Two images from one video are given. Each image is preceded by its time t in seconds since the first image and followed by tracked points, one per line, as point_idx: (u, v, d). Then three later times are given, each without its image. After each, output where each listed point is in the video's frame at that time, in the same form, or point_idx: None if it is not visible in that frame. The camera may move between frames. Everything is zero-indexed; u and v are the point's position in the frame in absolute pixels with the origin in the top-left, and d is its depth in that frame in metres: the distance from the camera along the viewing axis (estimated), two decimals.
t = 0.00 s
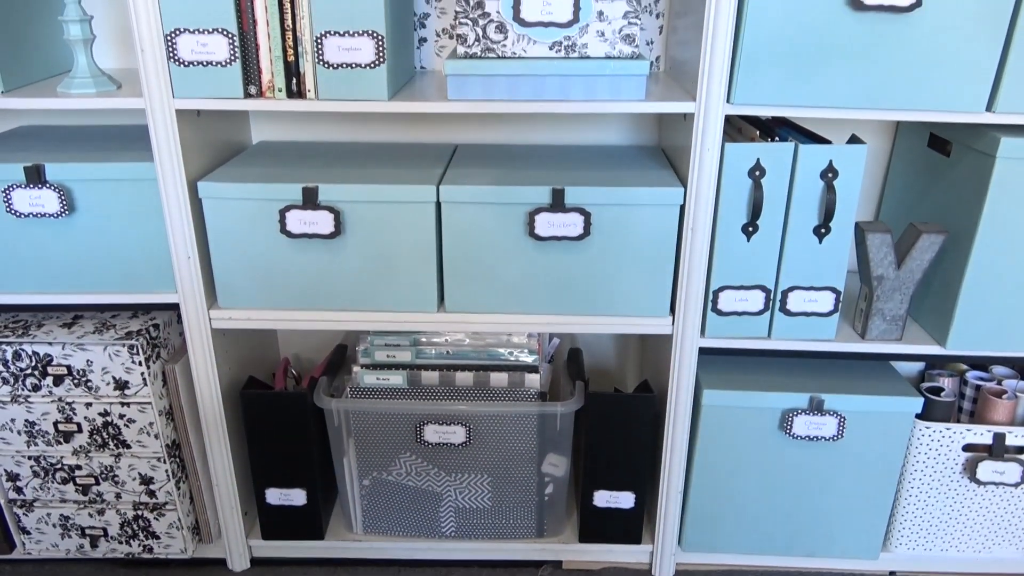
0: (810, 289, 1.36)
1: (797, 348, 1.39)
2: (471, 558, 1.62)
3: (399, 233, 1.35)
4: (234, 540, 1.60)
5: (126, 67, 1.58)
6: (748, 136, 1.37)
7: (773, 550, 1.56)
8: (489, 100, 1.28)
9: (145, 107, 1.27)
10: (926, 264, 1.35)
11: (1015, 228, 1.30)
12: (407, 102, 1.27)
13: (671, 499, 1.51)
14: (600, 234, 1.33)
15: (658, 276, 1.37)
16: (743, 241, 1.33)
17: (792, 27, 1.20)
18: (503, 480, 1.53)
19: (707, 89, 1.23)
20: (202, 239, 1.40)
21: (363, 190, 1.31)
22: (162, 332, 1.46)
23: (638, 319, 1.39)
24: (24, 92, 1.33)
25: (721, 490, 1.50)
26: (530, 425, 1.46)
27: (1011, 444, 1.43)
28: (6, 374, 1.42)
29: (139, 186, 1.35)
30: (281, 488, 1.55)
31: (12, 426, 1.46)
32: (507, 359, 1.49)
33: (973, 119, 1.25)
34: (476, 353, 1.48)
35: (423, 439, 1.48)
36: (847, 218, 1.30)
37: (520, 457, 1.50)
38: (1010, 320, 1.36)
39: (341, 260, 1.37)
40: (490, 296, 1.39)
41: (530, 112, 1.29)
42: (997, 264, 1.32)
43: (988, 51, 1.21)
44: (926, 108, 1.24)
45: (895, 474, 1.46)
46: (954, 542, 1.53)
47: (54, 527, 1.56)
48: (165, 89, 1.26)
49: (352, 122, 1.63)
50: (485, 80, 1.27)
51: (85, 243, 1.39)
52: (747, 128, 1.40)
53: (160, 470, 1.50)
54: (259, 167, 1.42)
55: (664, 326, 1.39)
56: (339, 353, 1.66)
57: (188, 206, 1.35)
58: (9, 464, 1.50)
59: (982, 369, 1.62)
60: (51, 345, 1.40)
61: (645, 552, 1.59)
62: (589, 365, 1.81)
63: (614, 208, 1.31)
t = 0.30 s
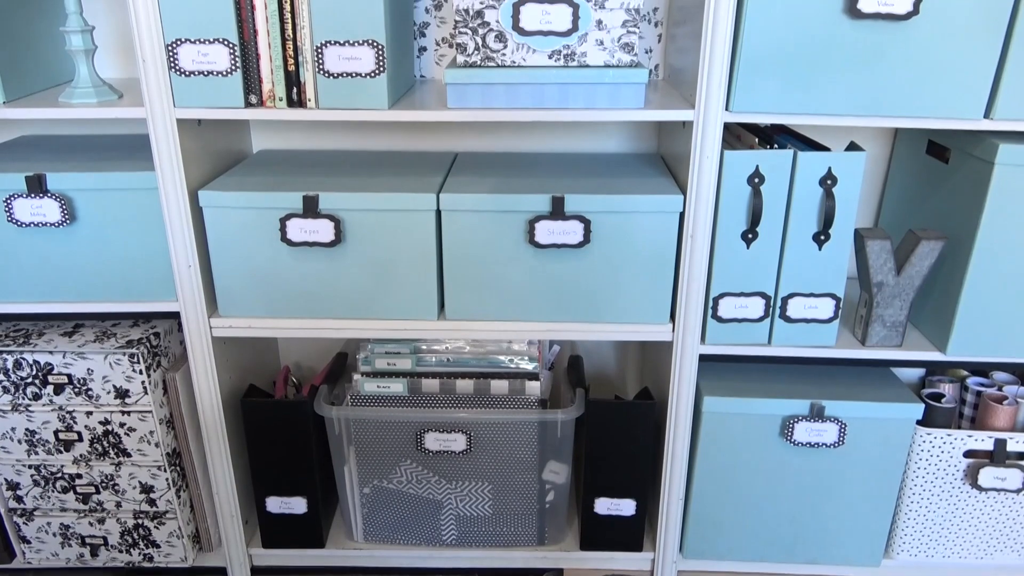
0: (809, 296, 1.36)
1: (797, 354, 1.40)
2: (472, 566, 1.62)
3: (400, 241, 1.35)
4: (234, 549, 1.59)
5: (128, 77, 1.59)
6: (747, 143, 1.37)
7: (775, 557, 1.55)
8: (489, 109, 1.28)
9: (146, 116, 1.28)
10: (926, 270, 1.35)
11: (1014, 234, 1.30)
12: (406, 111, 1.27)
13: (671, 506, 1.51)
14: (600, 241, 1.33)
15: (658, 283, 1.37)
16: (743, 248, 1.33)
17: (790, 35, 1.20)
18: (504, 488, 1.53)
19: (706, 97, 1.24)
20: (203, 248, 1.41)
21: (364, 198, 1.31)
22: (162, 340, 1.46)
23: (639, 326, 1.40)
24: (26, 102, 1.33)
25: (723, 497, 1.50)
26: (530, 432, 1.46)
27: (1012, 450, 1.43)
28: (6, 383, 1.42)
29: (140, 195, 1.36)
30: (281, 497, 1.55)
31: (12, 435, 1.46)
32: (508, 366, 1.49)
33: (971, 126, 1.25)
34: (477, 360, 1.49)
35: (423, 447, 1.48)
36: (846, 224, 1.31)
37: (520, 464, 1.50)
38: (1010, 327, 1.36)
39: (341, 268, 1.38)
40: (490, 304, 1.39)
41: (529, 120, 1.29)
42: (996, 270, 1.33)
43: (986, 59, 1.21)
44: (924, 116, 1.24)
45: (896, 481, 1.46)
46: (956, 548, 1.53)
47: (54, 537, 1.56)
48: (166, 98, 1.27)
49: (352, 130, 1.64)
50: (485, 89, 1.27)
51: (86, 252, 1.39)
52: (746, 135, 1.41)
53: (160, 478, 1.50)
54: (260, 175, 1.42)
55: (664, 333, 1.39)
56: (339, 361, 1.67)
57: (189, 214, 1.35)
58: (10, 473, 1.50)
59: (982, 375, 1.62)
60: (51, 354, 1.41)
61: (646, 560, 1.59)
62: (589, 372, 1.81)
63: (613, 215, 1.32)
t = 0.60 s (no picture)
0: (809, 303, 1.36)
1: (797, 361, 1.40)
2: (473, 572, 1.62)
3: (400, 249, 1.35)
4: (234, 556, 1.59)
5: (128, 85, 1.59)
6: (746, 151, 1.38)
7: (776, 564, 1.55)
8: (489, 116, 1.29)
9: (146, 124, 1.28)
10: (925, 277, 1.35)
11: (1013, 241, 1.31)
12: (407, 118, 1.27)
13: (672, 513, 1.51)
14: (600, 248, 1.34)
15: (658, 290, 1.37)
16: (743, 255, 1.33)
17: (790, 42, 1.21)
18: (504, 495, 1.52)
19: (705, 105, 1.24)
20: (203, 255, 1.41)
21: (364, 206, 1.32)
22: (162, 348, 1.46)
23: (639, 332, 1.40)
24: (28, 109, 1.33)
25: (723, 504, 1.50)
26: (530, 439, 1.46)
27: (1012, 457, 1.43)
28: (6, 391, 1.42)
29: (141, 203, 1.36)
30: (281, 504, 1.55)
31: (12, 443, 1.46)
32: (508, 373, 1.49)
33: (970, 133, 1.26)
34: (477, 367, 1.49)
35: (424, 454, 1.48)
36: (846, 231, 1.31)
37: (520, 471, 1.50)
38: (1009, 333, 1.36)
39: (341, 275, 1.38)
40: (490, 311, 1.40)
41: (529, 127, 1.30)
42: (995, 277, 1.33)
43: (984, 66, 1.22)
44: (923, 123, 1.25)
45: (896, 487, 1.46)
46: (957, 555, 1.53)
47: (54, 544, 1.55)
48: (167, 105, 1.27)
49: (352, 137, 1.64)
50: (485, 96, 1.28)
51: (87, 259, 1.39)
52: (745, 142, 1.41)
53: (160, 486, 1.50)
54: (260, 183, 1.42)
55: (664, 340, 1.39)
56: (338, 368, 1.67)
57: (190, 221, 1.35)
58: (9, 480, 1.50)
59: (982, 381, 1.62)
60: (51, 362, 1.40)
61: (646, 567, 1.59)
62: (589, 379, 1.81)
63: (613, 222, 1.32)
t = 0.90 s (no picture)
0: (808, 310, 1.36)
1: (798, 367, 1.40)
2: None
3: (400, 256, 1.35)
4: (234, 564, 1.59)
5: (129, 93, 1.60)
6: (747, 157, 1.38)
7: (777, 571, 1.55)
8: (489, 124, 1.29)
9: (147, 132, 1.29)
10: (924, 285, 1.35)
11: (1013, 247, 1.31)
12: (407, 126, 1.28)
13: (673, 520, 1.51)
14: (600, 255, 1.34)
15: (658, 297, 1.37)
16: (742, 262, 1.33)
17: (788, 50, 1.21)
18: (504, 502, 1.52)
19: (705, 113, 1.24)
20: (204, 262, 1.41)
21: (364, 214, 1.32)
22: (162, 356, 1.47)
23: (639, 339, 1.40)
24: (28, 118, 1.34)
25: (724, 511, 1.50)
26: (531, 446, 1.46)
27: (1013, 463, 1.43)
28: (6, 399, 1.42)
29: (142, 210, 1.36)
30: (282, 512, 1.55)
31: (12, 451, 1.46)
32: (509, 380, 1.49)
33: (968, 140, 1.26)
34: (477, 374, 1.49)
35: (424, 461, 1.48)
36: (846, 237, 1.31)
37: (521, 478, 1.50)
38: (1010, 339, 1.36)
39: (341, 282, 1.38)
40: (490, 318, 1.40)
41: (529, 135, 1.30)
42: (995, 283, 1.33)
43: (982, 74, 1.22)
44: (921, 130, 1.25)
45: (897, 494, 1.46)
46: (958, 562, 1.53)
47: (54, 553, 1.55)
48: (168, 114, 1.28)
49: (353, 145, 1.65)
50: (485, 104, 1.28)
51: (88, 267, 1.39)
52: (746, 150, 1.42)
53: (160, 494, 1.50)
54: (261, 191, 1.43)
55: (664, 346, 1.40)
56: (339, 376, 1.67)
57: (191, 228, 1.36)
58: (9, 489, 1.49)
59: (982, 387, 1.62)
60: (51, 370, 1.41)
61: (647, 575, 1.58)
62: (589, 386, 1.81)
63: (613, 229, 1.32)
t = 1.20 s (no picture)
0: (809, 315, 1.36)
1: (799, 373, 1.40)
2: None
3: (400, 263, 1.35)
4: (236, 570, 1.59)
5: (131, 101, 1.61)
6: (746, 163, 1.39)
7: None
8: (490, 130, 1.29)
9: (149, 139, 1.29)
10: (924, 290, 1.35)
11: (1014, 251, 1.31)
12: (408, 133, 1.28)
13: (674, 526, 1.51)
14: (601, 262, 1.34)
15: (659, 302, 1.37)
16: (743, 268, 1.33)
17: (788, 56, 1.21)
18: (505, 508, 1.52)
19: (705, 119, 1.25)
20: (205, 269, 1.41)
21: (364, 221, 1.32)
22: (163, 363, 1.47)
23: (640, 345, 1.40)
24: (30, 125, 1.34)
25: (726, 517, 1.50)
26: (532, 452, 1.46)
27: (1015, 468, 1.43)
28: (8, 406, 1.42)
29: (143, 218, 1.36)
30: (283, 518, 1.54)
31: (14, 458, 1.46)
32: (509, 387, 1.50)
33: (968, 145, 1.26)
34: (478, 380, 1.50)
35: (425, 468, 1.48)
36: (846, 242, 1.31)
37: (522, 484, 1.50)
38: (1011, 344, 1.36)
39: (342, 289, 1.38)
40: (491, 325, 1.40)
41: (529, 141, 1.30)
42: (996, 288, 1.33)
43: (982, 79, 1.22)
44: (921, 136, 1.25)
45: (899, 499, 1.46)
46: (961, 567, 1.52)
47: (55, 560, 1.55)
48: (169, 121, 1.28)
49: (353, 152, 1.65)
50: (485, 111, 1.28)
51: (89, 274, 1.40)
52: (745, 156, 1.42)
53: (162, 500, 1.50)
54: (262, 198, 1.43)
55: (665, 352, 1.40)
56: (341, 382, 1.67)
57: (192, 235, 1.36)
58: (11, 496, 1.49)
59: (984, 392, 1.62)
60: (53, 377, 1.41)
61: None
62: (590, 392, 1.82)
63: (614, 235, 1.32)
